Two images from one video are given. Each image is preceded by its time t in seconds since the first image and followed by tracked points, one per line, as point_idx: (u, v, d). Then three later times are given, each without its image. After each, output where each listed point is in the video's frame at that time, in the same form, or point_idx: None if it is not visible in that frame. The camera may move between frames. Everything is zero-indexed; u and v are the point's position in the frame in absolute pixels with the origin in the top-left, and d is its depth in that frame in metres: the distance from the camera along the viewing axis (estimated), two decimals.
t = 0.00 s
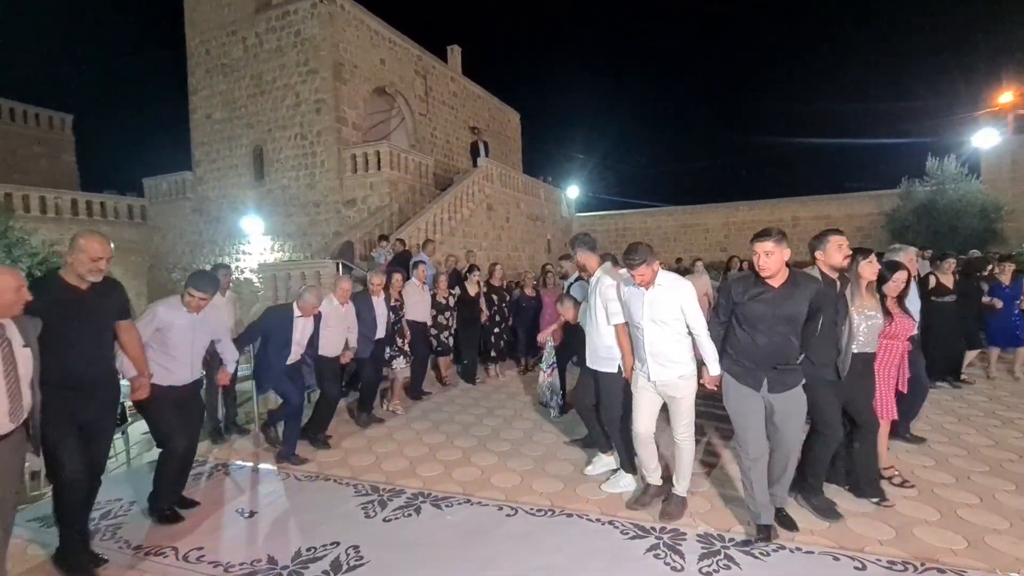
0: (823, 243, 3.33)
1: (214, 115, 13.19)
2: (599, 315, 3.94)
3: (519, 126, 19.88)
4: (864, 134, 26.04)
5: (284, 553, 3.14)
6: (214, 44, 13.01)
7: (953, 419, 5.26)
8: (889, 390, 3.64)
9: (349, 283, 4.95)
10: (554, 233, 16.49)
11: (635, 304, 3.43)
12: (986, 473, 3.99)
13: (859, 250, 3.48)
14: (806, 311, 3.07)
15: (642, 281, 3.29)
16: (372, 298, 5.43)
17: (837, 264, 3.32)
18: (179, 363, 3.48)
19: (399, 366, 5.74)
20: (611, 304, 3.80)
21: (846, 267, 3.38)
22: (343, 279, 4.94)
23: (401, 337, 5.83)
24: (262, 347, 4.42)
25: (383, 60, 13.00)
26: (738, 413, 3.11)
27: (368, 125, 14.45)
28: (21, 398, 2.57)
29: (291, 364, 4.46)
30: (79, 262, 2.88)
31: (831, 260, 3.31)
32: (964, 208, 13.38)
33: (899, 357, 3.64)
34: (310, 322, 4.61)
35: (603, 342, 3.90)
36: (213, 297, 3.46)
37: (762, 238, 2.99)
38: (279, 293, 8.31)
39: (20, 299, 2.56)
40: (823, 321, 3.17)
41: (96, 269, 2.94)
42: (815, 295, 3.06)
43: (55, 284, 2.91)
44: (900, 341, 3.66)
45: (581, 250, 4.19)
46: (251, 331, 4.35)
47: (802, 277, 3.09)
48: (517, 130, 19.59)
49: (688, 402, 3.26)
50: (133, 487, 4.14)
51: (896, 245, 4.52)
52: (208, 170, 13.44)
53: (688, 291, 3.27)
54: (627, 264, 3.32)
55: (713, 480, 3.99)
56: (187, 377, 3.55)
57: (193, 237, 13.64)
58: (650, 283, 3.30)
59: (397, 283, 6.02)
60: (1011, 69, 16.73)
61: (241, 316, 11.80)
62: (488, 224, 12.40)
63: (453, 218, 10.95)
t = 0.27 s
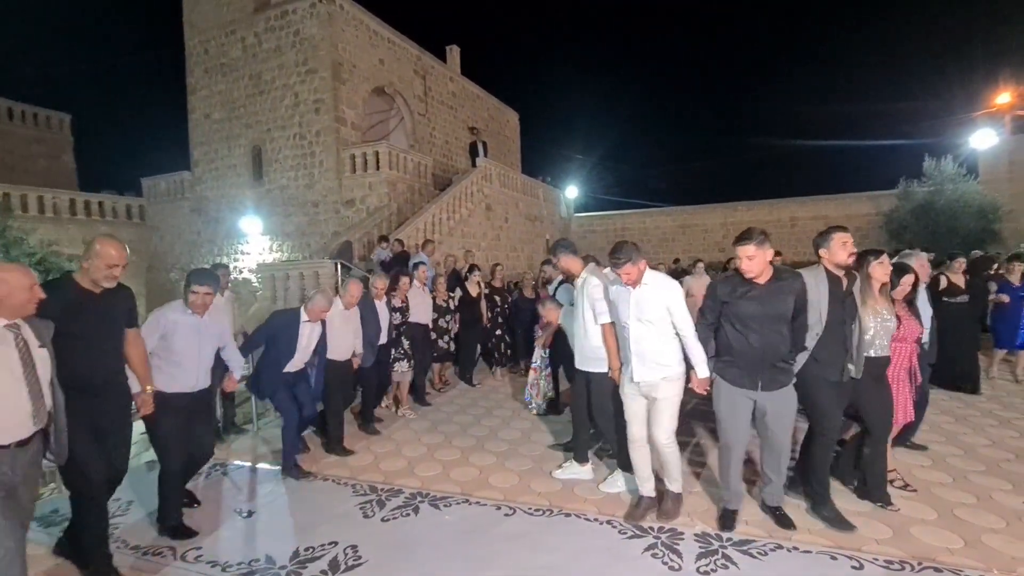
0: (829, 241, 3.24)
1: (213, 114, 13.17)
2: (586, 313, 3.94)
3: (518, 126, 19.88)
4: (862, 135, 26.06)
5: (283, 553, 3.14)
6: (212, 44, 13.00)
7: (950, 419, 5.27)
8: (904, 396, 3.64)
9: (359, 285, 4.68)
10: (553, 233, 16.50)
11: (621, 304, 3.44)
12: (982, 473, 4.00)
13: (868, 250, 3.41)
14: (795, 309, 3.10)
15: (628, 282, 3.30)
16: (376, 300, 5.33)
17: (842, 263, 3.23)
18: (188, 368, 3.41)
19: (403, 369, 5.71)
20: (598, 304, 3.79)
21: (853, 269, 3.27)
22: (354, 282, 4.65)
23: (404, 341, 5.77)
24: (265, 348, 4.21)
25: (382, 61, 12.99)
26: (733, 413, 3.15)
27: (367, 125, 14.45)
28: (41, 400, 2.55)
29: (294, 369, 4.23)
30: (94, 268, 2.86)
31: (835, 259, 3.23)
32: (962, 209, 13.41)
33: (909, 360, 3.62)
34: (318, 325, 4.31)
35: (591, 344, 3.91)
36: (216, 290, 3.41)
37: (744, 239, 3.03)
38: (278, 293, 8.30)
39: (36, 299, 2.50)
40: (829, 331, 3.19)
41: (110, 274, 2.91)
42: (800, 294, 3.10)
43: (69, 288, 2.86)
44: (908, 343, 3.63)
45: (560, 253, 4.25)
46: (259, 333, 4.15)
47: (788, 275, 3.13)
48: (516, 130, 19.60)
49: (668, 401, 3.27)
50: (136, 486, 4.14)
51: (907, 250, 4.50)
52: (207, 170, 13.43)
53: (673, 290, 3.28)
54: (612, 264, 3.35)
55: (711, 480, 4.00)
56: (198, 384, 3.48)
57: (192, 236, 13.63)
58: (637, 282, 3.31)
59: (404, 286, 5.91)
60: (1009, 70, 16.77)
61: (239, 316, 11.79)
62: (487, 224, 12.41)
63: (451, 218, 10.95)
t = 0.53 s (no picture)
0: (834, 238, 3.27)
1: (213, 115, 13.18)
2: (580, 316, 3.99)
3: (518, 126, 19.89)
4: (861, 136, 26.07)
5: (283, 554, 3.14)
6: (212, 44, 13.00)
7: (948, 419, 5.29)
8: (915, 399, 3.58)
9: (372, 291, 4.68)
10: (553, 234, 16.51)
11: (613, 305, 3.44)
12: (981, 474, 4.01)
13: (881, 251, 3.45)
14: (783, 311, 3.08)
15: (623, 282, 3.31)
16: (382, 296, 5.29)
17: (846, 260, 3.26)
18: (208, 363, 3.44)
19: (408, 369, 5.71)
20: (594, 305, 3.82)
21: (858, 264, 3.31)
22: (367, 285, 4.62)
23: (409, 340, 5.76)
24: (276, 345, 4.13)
25: (382, 61, 13.00)
26: (721, 420, 3.12)
27: (367, 125, 14.46)
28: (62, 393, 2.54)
29: (305, 367, 4.16)
30: (111, 261, 2.90)
31: (841, 256, 3.25)
32: (962, 210, 13.42)
33: (917, 362, 3.59)
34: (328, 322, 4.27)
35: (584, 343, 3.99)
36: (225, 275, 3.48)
37: (728, 249, 3.00)
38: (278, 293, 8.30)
39: (52, 291, 2.52)
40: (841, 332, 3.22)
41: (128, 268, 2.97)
42: (787, 295, 3.07)
43: (87, 282, 2.89)
44: (915, 346, 3.62)
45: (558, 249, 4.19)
46: (271, 328, 4.09)
47: (774, 277, 3.10)
48: (516, 131, 19.61)
49: (654, 408, 3.23)
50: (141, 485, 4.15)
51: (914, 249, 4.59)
52: (207, 171, 13.43)
53: (666, 294, 3.26)
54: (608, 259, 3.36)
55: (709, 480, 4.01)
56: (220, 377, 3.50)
57: (192, 237, 13.65)
58: (630, 280, 3.32)
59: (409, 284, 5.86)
60: (1008, 71, 16.79)
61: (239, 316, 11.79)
62: (487, 224, 12.41)
63: (451, 218, 10.95)
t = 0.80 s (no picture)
0: (846, 244, 3.24)
1: (214, 114, 13.18)
2: (571, 317, 3.93)
3: (519, 127, 19.89)
4: (862, 137, 26.06)
5: (283, 553, 3.14)
6: (213, 44, 13.01)
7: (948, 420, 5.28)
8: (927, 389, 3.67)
9: (380, 293, 4.68)
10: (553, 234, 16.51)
11: (604, 302, 3.44)
12: (981, 475, 4.01)
13: (892, 251, 3.47)
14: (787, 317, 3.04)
15: (607, 273, 3.36)
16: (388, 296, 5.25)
17: (859, 267, 3.24)
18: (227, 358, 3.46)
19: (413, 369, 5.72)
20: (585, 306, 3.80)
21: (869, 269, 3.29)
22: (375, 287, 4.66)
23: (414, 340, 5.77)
24: (287, 347, 4.11)
25: (383, 61, 13.00)
26: (717, 424, 3.09)
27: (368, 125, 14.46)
28: (81, 391, 2.56)
29: (317, 368, 4.17)
30: (124, 256, 2.88)
31: (853, 262, 3.24)
32: (962, 211, 13.42)
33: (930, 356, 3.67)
34: (336, 321, 4.28)
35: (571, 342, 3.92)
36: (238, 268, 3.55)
37: (734, 252, 2.93)
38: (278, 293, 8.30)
39: (71, 288, 2.52)
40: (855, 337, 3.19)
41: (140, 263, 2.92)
42: (791, 299, 3.02)
43: (105, 280, 2.89)
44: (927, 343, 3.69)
45: (557, 241, 3.96)
46: (276, 331, 4.04)
47: (779, 281, 3.05)
48: (516, 131, 19.62)
49: (645, 411, 3.24)
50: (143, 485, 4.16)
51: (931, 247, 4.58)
52: (207, 170, 13.44)
53: (655, 295, 3.28)
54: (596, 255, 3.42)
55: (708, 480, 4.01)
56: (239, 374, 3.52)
57: (192, 236, 13.66)
58: (618, 275, 3.36)
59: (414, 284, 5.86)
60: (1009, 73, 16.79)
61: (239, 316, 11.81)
62: (487, 224, 12.41)
63: (451, 218, 10.95)
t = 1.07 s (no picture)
0: (846, 241, 3.26)
1: (214, 114, 13.19)
2: (555, 317, 3.98)
3: (519, 127, 19.89)
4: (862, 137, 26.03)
5: (283, 553, 3.14)
6: (214, 44, 13.02)
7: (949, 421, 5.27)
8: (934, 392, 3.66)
9: (383, 291, 4.65)
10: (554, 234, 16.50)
11: (596, 301, 3.45)
12: (982, 476, 4.01)
13: (900, 250, 3.43)
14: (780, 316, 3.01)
15: (597, 270, 3.34)
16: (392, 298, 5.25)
17: (859, 264, 3.25)
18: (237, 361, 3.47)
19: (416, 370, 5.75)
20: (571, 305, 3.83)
21: (870, 266, 3.29)
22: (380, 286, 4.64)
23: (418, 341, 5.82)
24: (296, 347, 4.11)
25: (383, 61, 13.00)
26: (716, 426, 3.02)
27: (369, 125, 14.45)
28: (93, 392, 2.55)
29: (325, 369, 4.17)
30: (132, 259, 2.91)
31: (853, 260, 3.25)
32: (963, 212, 13.41)
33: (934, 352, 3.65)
34: (344, 318, 4.27)
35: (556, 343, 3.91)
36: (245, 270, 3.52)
37: (726, 249, 2.95)
38: (278, 292, 8.30)
39: (85, 289, 2.53)
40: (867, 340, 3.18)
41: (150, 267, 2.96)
42: (784, 297, 2.99)
43: (116, 282, 2.91)
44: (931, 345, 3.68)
45: (548, 238, 3.94)
46: (285, 334, 4.05)
47: (769, 279, 3.04)
48: (517, 131, 19.62)
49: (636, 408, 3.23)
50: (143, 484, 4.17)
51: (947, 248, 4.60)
52: (208, 170, 13.44)
53: (644, 291, 3.30)
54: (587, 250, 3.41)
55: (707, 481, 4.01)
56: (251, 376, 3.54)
57: (193, 236, 13.67)
58: (609, 273, 3.36)
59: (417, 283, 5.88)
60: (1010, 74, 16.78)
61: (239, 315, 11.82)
62: (487, 224, 12.41)
63: (452, 218, 10.95)
